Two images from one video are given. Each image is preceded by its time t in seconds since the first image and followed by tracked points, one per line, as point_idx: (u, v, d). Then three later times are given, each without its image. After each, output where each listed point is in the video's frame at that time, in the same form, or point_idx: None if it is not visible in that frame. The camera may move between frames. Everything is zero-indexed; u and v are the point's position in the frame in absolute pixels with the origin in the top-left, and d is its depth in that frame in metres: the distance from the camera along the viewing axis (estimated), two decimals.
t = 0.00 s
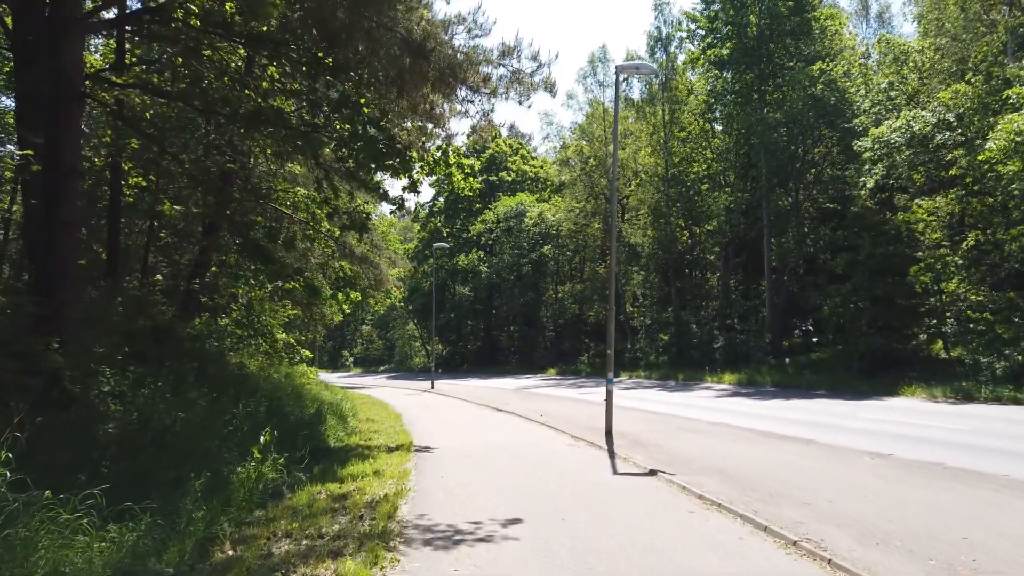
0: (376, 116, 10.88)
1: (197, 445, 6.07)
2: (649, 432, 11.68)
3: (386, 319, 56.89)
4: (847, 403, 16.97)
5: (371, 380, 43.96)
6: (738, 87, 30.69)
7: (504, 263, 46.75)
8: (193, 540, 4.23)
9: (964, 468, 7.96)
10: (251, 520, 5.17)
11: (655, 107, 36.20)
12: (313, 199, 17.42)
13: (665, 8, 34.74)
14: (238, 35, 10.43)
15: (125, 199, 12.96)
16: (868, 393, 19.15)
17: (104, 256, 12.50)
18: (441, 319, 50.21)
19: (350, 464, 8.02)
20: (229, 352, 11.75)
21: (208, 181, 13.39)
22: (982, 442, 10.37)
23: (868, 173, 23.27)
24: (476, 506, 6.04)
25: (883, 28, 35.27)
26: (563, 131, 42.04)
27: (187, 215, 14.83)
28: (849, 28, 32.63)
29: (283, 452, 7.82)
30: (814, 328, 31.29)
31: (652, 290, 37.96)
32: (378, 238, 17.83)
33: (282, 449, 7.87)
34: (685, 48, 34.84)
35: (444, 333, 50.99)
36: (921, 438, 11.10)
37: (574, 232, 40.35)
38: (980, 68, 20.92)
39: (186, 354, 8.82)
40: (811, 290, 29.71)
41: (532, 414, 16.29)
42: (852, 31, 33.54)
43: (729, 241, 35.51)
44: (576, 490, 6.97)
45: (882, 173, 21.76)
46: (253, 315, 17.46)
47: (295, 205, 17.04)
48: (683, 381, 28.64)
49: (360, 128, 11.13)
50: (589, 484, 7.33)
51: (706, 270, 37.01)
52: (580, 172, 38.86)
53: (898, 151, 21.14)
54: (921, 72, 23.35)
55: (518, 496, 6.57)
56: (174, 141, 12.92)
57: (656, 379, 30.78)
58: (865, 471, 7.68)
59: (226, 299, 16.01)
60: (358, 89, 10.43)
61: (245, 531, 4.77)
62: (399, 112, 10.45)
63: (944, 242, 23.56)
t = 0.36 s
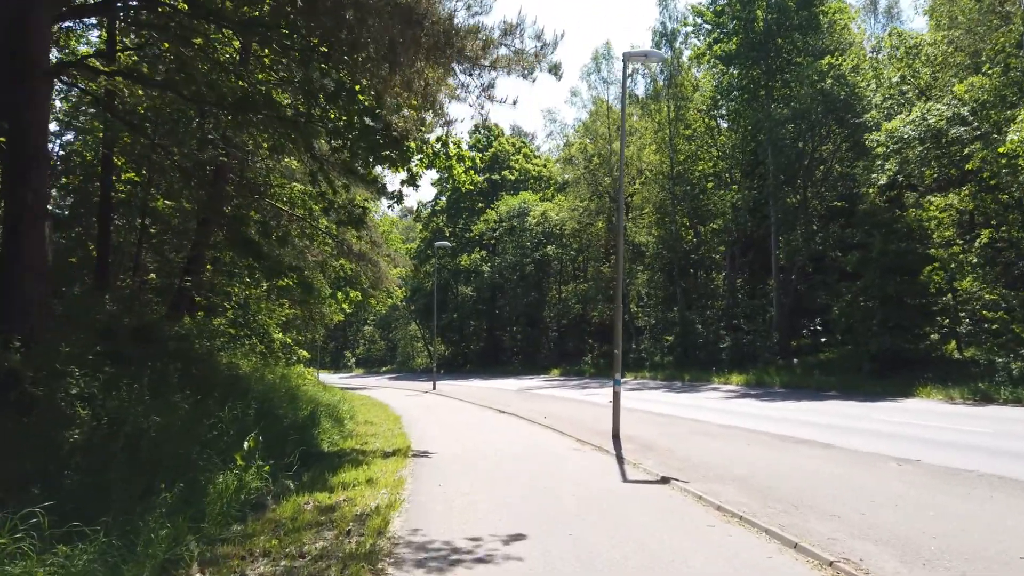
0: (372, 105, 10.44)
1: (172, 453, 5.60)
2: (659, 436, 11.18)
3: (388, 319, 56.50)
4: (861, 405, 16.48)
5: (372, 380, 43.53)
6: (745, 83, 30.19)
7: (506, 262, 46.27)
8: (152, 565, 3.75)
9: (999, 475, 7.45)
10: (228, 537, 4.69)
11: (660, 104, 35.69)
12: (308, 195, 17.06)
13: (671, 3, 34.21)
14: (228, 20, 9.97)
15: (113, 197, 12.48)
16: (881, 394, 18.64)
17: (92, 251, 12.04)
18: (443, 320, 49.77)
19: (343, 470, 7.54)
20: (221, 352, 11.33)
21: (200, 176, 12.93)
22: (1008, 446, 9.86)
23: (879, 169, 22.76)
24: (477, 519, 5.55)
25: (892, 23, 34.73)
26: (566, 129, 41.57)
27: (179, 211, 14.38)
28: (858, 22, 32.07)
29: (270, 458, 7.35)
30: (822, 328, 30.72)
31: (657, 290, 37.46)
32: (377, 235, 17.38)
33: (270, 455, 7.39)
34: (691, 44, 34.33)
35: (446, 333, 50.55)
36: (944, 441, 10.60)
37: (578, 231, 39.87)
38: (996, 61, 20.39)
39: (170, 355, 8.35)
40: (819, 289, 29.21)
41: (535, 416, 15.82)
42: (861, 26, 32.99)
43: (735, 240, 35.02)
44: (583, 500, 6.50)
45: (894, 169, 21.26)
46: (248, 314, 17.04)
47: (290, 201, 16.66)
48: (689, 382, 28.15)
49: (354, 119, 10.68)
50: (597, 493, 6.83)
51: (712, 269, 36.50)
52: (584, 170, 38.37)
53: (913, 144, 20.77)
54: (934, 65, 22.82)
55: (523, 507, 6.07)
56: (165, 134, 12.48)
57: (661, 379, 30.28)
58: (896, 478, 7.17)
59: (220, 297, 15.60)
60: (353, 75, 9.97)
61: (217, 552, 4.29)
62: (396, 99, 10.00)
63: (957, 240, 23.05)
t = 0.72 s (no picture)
0: (371, 95, 9.99)
1: (144, 471, 5.14)
2: (671, 442, 10.69)
3: (390, 319, 55.96)
4: (878, 408, 15.91)
5: (373, 381, 42.94)
6: (752, 79, 29.61)
7: (509, 262, 45.71)
8: None
9: None
10: (200, 571, 4.21)
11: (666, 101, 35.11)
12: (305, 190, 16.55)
13: None
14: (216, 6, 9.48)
15: (101, 197, 11.92)
16: (896, 398, 18.09)
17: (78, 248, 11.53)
18: (445, 320, 49.23)
19: (335, 484, 7.03)
20: (212, 355, 10.83)
21: (192, 173, 12.46)
22: None
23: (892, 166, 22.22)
24: (481, 544, 5.07)
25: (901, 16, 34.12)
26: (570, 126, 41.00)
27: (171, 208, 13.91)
28: (867, 15, 31.47)
29: (259, 471, 6.88)
30: (832, 328, 30.12)
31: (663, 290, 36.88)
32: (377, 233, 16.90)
33: (257, 467, 6.87)
34: (697, 39, 33.74)
35: (449, 334, 50.00)
36: (971, 448, 10.08)
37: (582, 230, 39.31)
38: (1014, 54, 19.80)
39: (152, 362, 7.88)
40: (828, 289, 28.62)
41: (540, 420, 15.29)
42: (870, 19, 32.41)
43: (742, 239, 34.44)
44: (596, 519, 5.97)
45: (908, 166, 20.72)
46: (244, 314, 16.54)
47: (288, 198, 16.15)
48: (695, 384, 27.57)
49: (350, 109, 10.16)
50: (609, 510, 6.36)
51: (718, 269, 35.92)
52: (588, 168, 37.64)
53: (928, 140, 20.25)
54: (948, 59, 22.24)
55: (532, 527, 5.61)
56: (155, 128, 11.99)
57: (668, 381, 29.72)
58: (934, 493, 6.66)
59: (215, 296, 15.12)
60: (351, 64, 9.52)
61: None
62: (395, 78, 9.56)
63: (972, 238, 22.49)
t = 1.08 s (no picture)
0: (370, 80, 9.53)
1: (121, 477, 4.73)
2: (684, 445, 10.23)
3: (393, 320, 55.49)
4: (895, 409, 15.44)
5: (375, 382, 42.44)
6: (760, 74, 29.15)
7: (512, 261, 45.27)
8: None
9: None
10: None
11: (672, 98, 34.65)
12: (304, 185, 16.15)
13: None
14: None
15: (94, 190, 11.53)
16: (911, 398, 17.60)
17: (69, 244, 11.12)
18: (449, 320, 48.81)
19: (332, 490, 6.60)
20: (205, 353, 10.40)
21: (187, 165, 12.05)
22: None
23: (907, 162, 21.75)
24: (488, 558, 4.65)
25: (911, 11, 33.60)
26: (574, 124, 40.53)
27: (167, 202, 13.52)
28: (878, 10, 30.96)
29: (250, 476, 6.45)
30: (841, 328, 29.60)
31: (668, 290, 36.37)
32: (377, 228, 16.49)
33: (248, 472, 6.44)
34: (703, 34, 33.27)
35: (452, 334, 49.54)
36: (998, 450, 9.62)
37: (587, 229, 38.87)
38: None
39: (142, 360, 7.46)
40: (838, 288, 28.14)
41: (546, 421, 14.84)
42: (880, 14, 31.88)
43: (749, 237, 33.96)
44: (611, 530, 5.54)
45: (924, 161, 20.26)
46: (242, 312, 16.12)
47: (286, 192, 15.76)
48: (703, 384, 27.10)
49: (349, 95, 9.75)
50: (625, 520, 5.91)
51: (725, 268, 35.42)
52: (592, 167, 37.00)
53: (944, 134, 19.71)
54: (963, 51, 21.76)
55: (543, 539, 5.17)
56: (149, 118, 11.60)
57: (674, 381, 29.22)
58: (976, 501, 6.17)
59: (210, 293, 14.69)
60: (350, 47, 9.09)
61: None
62: (399, 61, 9.67)
63: (987, 235, 22.01)
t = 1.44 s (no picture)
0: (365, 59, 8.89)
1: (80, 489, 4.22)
2: (697, 450, 9.70)
3: (394, 320, 54.96)
4: (911, 411, 14.91)
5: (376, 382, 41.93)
6: (768, 70, 28.61)
7: (515, 261, 44.74)
8: None
9: None
10: None
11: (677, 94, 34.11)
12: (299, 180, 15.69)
13: None
14: None
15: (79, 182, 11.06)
16: (926, 400, 17.07)
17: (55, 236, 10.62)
18: (450, 320, 48.29)
19: (320, 500, 6.10)
20: (191, 352, 9.91)
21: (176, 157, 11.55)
22: None
23: (921, 157, 21.20)
24: None
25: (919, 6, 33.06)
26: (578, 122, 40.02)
27: (157, 197, 13.05)
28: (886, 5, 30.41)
29: (231, 486, 5.95)
30: (850, 328, 29.03)
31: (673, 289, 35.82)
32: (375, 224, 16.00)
33: (228, 481, 5.94)
34: (709, 30, 32.75)
35: (453, 334, 49.00)
36: None
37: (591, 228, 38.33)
38: None
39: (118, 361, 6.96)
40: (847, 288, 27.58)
41: (549, 424, 14.32)
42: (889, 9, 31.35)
43: (756, 236, 33.42)
44: (628, 547, 5.01)
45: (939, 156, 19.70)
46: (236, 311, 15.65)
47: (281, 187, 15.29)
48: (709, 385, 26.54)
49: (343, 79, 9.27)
50: (639, 535, 5.39)
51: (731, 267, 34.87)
52: (597, 164, 36.56)
53: (960, 129, 19.14)
54: (977, 44, 21.21)
55: (548, 557, 4.68)
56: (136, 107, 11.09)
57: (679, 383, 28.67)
58: None
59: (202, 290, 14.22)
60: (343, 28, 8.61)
61: None
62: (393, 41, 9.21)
63: (1002, 232, 21.46)
